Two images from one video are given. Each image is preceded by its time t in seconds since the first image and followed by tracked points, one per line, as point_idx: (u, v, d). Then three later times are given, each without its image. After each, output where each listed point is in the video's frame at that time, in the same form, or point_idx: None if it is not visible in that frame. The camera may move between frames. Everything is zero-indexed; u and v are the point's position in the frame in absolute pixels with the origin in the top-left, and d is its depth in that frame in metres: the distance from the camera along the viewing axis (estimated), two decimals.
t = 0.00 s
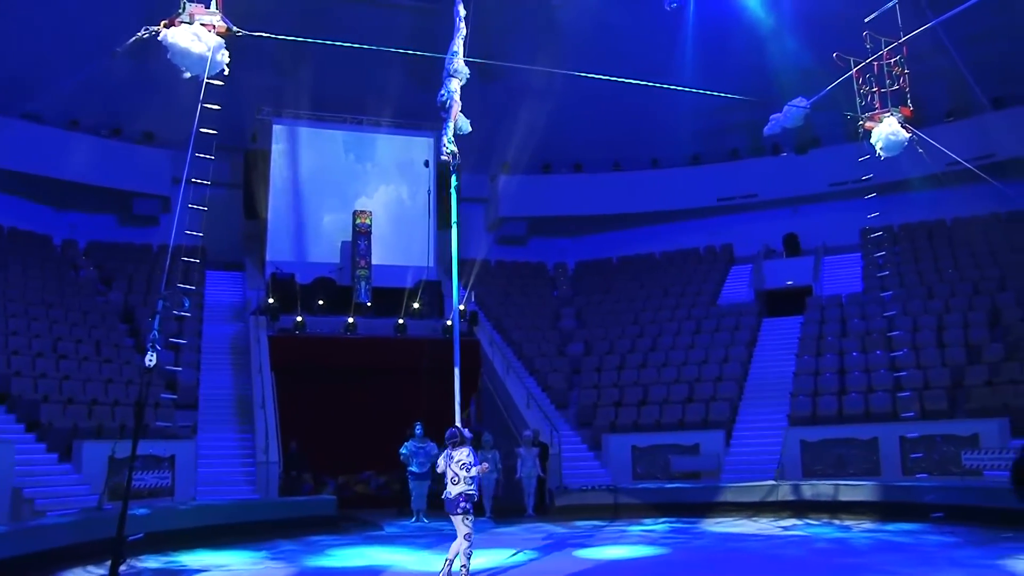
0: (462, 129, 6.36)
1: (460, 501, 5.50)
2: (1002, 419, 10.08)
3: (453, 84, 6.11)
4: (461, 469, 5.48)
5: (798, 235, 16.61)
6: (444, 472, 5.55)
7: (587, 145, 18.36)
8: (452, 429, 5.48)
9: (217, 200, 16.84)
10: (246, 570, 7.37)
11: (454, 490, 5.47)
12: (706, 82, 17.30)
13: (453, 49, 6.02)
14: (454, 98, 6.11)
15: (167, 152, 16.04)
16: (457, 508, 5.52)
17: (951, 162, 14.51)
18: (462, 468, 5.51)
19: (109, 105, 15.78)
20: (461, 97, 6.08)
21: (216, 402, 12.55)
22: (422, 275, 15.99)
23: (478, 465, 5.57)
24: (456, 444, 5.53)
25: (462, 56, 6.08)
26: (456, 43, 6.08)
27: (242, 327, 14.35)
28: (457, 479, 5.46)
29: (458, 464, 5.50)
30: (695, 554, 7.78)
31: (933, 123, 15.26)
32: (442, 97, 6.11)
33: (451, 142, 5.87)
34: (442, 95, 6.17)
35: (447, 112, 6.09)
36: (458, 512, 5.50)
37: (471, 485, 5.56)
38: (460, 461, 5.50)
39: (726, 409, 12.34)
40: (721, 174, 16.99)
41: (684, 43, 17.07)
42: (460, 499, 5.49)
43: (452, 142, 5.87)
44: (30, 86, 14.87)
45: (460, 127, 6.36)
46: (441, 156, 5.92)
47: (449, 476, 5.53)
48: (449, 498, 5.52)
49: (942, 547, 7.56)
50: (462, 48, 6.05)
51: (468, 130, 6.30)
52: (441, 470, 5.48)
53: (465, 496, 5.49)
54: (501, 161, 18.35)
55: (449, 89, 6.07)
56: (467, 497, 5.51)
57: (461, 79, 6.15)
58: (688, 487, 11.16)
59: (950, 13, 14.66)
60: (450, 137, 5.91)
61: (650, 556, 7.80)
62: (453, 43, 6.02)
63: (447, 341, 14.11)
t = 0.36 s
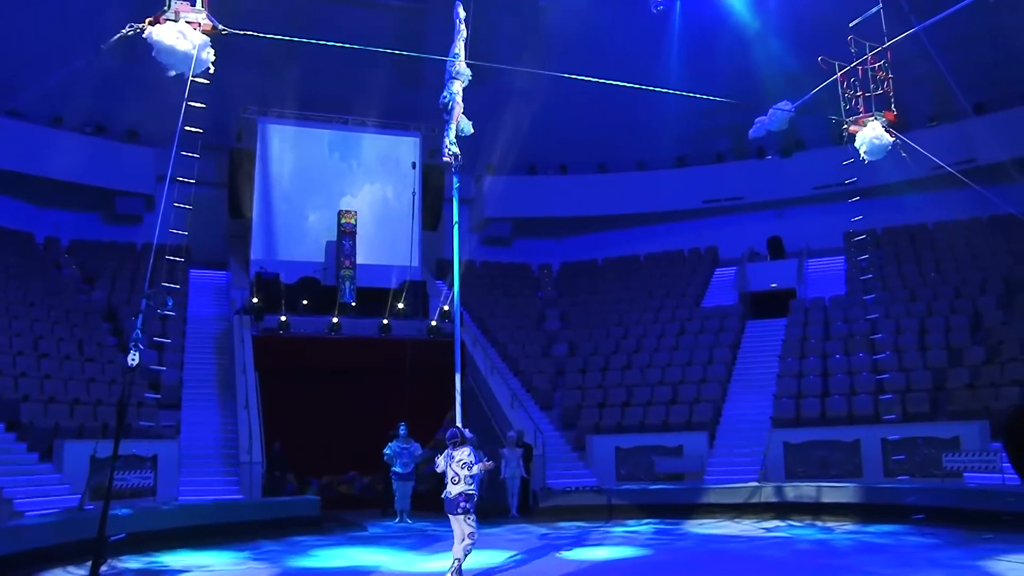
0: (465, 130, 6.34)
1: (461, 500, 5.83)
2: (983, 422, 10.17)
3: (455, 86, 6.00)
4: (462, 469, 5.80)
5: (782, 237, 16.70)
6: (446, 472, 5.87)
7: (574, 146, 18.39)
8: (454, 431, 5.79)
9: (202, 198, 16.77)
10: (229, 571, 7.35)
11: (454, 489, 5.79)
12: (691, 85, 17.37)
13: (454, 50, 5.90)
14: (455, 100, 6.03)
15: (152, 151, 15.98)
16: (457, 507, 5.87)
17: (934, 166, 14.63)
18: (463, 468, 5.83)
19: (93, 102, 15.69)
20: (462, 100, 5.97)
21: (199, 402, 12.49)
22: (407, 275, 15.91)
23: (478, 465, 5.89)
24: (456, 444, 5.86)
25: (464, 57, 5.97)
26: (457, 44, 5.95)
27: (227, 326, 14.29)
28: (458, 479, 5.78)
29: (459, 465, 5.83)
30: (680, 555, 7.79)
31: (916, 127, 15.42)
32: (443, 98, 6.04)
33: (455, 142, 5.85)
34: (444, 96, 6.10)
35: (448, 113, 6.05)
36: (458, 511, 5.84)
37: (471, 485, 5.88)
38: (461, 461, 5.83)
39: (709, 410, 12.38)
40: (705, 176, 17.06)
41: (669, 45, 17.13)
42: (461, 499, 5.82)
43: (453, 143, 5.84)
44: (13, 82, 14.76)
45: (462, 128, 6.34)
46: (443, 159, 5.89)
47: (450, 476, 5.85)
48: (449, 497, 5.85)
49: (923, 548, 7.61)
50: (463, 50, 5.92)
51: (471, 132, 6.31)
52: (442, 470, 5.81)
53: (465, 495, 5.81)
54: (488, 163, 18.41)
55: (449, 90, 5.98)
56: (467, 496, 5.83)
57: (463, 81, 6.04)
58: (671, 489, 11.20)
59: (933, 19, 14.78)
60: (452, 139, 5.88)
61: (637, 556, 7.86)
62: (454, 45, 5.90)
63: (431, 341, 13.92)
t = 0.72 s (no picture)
0: (468, 134, 6.37)
1: (466, 501, 5.86)
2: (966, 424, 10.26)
3: (458, 89, 6.00)
4: (467, 470, 5.83)
5: (767, 240, 16.77)
6: (452, 473, 5.91)
7: (560, 149, 18.42)
8: (459, 432, 5.80)
9: (188, 198, 16.70)
10: (214, 573, 7.29)
11: (460, 490, 5.84)
12: (678, 87, 17.41)
13: (455, 55, 5.96)
14: (459, 103, 6.04)
15: (138, 150, 15.89)
16: (462, 508, 5.89)
17: (918, 169, 14.73)
18: (468, 469, 5.86)
19: (77, 100, 15.58)
20: (466, 102, 5.99)
21: (184, 403, 12.41)
22: (393, 277, 15.86)
23: (483, 466, 5.91)
24: (462, 445, 5.87)
25: (464, 61, 5.99)
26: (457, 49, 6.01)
27: (212, 327, 14.23)
28: (463, 479, 5.83)
29: (464, 466, 5.86)
30: (667, 557, 7.79)
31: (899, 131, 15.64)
32: (447, 102, 6.06)
33: (457, 147, 5.84)
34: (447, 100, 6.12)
35: (452, 117, 6.07)
36: (463, 512, 5.86)
37: (476, 486, 5.93)
38: (467, 462, 5.86)
39: (694, 413, 12.40)
40: (691, 178, 17.12)
41: (657, 47, 17.17)
42: (466, 500, 5.86)
43: (456, 148, 5.85)
44: None
45: (466, 132, 6.38)
46: (448, 162, 5.90)
47: (455, 477, 5.89)
48: (454, 498, 5.88)
49: (907, 550, 7.64)
50: (464, 53, 5.95)
51: (474, 135, 6.35)
52: (448, 472, 5.85)
53: (470, 496, 5.86)
54: (475, 164, 18.38)
55: (453, 94, 6.00)
56: (472, 497, 5.88)
57: (466, 84, 6.00)
58: (656, 491, 11.20)
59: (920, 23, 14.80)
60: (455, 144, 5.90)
61: (625, 557, 7.89)
62: (455, 50, 5.88)
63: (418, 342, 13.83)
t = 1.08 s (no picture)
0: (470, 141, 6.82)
1: (469, 506, 6.09)
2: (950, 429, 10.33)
3: (460, 97, 6.60)
4: (470, 476, 6.05)
5: (753, 246, 16.85)
6: (456, 478, 6.13)
7: (548, 155, 18.47)
8: (462, 438, 6.08)
9: (173, 203, 16.62)
10: None
11: (463, 495, 6.06)
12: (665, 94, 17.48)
13: (459, 64, 6.57)
14: (460, 111, 6.61)
15: (123, 155, 15.81)
16: (467, 513, 6.11)
17: (902, 177, 14.85)
18: (471, 474, 6.08)
19: (63, 104, 15.49)
20: (467, 110, 6.59)
21: (168, 408, 12.35)
22: (380, 282, 15.95)
23: (485, 472, 6.13)
24: (464, 450, 6.16)
25: (467, 71, 6.59)
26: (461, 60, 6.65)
27: (197, 332, 14.18)
28: (466, 484, 6.06)
29: (467, 471, 6.09)
30: (654, 563, 7.78)
31: (885, 138, 15.73)
32: (449, 109, 6.63)
33: (460, 154, 6.45)
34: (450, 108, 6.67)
35: (454, 123, 6.62)
36: (467, 517, 6.09)
37: (479, 492, 6.14)
38: (471, 468, 6.08)
39: (681, 419, 12.41)
40: (678, 184, 17.18)
41: (644, 54, 17.22)
42: (469, 505, 6.09)
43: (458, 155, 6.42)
44: None
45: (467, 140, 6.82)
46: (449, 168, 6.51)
47: (459, 482, 6.11)
48: (458, 503, 6.12)
49: (892, 555, 7.66)
50: (466, 63, 6.58)
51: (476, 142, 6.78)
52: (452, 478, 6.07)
53: (473, 501, 6.07)
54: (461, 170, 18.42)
55: (456, 101, 6.58)
56: (474, 502, 6.09)
57: (468, 92, 6.62)
58: (642, 497, 11.17)
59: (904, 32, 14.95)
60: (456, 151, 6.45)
61: (612, 563, 7.88)
62: (459, 59, 6.56)
63: (406, 349, 14.24)
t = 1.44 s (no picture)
0: (468, 145, 6.72)
1: (465, 508, 6.06)
2: (928, 435, 10.34)
3: (459, 101, 6.51)
4: (468, 478, 6.01)
5: (736, 252, 16.94)
6: (452, 480, 6.10)
7: (531, 158, 18.45)
8: (459, 439, 6.01)
9: (155, 202, 16.52)
10: None
11: (459, 497, 6.04)
12: (648, 99, 17.57)
13: (459, 68, 6.39)
14: (459, 115, 6.51)
15: (105, 153, 15.70)
16: (463, 514, 6.06)
17: (885, 184, 14.91)
18: (468, 476, 6.04)
19: (45, 101, 15.37)
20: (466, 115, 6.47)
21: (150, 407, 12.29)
22: (362, 284, 15.93)
23: (484, 473, 6.09)
24: (461, 452, 6.07)
25: (467, 74, 6.42)
26: (461, 61, 6.41)
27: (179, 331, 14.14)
28: (462, 486, 6.03)
29: (464, 473, 6.04)
30: (632, 566, 7.78)
31: (866, 146, 15.83)
32: (448, 113, 6.52)
33: (458, 157, 6.33)
34: (449, 112, 6.53)
35: (452, 128, 6.52)
36: (463, 518, 6.04)
37: (476, 493, 6.10)
38: (467, 469, 6.04)
39: (662, 422, 12.45)
40: (660, 189, 17.24)
41: (628, 59, 17.31)
42: (466, 506, 6.06)
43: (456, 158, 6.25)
44: None
45: (466, 144, 6.71)
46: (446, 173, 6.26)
47: (456, 484, 6.08)
48: (455, 504, 6.09)
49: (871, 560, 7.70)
50: (467, 67, 6.39)
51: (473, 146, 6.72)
52: (448, 479, 6.05)
53: (469, 503, 6.04)
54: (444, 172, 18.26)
55: (454, 106, 6.47)
56: (472, 503, 6.05)
57: (466, 96, 6.52)
58: (622, 501, 11.17)
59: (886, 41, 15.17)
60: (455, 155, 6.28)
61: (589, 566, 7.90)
62: (458, 62, 6.39)
63: (388, 350, 14.25)
